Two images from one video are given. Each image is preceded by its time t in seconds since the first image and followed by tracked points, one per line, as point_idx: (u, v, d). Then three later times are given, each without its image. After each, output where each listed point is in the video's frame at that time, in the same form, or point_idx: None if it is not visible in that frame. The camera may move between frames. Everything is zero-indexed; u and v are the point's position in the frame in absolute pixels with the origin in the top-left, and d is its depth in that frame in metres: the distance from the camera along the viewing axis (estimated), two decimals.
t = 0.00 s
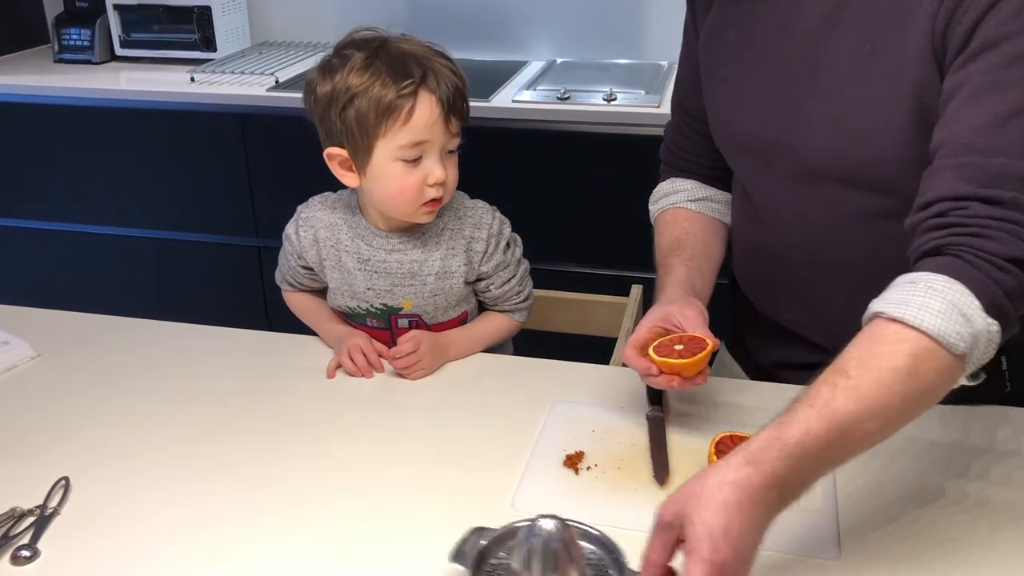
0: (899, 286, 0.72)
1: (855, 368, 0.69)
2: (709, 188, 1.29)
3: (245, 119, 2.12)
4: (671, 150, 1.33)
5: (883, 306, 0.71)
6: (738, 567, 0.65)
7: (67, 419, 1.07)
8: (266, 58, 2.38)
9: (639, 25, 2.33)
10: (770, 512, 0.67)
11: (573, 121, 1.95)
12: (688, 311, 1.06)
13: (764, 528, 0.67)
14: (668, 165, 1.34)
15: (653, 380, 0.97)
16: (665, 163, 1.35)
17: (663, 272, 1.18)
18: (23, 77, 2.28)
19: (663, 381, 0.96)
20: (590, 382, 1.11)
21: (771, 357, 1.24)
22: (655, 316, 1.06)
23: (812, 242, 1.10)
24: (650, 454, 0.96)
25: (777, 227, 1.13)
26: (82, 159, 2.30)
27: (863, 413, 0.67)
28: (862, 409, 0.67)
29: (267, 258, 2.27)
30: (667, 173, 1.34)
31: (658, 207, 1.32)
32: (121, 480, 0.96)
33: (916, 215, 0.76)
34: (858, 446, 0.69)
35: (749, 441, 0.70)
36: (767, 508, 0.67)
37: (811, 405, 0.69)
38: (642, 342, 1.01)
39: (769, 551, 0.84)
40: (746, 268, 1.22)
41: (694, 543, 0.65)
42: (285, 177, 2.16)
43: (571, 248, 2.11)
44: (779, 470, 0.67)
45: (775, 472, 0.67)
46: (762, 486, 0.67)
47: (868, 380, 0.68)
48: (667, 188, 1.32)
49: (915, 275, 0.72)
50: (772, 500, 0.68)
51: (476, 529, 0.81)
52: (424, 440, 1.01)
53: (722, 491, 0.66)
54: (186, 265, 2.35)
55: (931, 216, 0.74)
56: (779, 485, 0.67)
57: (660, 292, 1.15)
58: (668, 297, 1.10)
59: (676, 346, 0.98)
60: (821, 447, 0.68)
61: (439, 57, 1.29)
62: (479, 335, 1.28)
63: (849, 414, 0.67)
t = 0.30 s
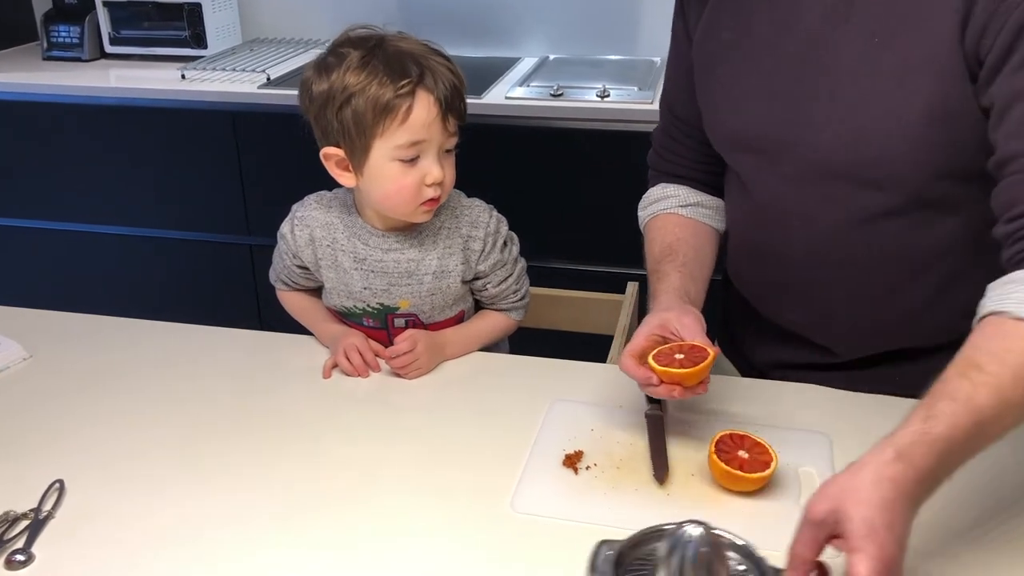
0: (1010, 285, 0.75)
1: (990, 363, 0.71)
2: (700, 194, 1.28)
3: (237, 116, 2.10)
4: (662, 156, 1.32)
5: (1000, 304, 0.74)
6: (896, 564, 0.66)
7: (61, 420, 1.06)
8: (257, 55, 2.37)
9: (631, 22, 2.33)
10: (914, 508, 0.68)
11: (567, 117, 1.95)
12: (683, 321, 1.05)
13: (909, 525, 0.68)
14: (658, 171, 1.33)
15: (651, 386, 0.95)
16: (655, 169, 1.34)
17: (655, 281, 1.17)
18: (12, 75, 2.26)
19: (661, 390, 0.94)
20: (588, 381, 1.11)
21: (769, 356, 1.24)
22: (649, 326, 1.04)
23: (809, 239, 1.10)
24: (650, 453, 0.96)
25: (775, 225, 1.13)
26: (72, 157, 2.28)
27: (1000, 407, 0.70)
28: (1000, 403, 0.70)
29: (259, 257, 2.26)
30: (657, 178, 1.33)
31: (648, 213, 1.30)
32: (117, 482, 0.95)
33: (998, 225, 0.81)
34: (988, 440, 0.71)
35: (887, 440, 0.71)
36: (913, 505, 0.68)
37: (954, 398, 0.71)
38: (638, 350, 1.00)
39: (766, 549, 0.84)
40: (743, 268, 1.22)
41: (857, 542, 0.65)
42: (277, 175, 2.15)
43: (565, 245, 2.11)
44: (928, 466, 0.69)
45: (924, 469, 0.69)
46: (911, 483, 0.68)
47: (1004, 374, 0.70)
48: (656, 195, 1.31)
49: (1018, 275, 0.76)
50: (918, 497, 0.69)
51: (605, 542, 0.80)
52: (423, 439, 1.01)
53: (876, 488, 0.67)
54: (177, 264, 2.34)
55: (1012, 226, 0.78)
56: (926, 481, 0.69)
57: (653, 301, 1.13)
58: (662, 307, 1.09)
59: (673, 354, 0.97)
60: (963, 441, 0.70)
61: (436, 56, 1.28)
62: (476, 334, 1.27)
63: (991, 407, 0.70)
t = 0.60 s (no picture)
0: (1016, 273, 0.82)
1: (999, 347, 0.77)
2: (687, 198, 1.28)
3: (225, 113, 2.09)
4: (649, 162, 1.32)
5: (1008, 289, 0.81)
6: (896, 542, 0.72)
7: (49, 420, 1.05)
8: (246, 51, 2.36)
9: (620, 17, 2.33)
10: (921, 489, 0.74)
11: (556, 113, 1.95)
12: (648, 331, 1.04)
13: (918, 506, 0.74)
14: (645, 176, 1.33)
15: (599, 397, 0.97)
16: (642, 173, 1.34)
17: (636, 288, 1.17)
18: None
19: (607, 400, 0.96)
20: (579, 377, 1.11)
21: (760, 351, 1.24)
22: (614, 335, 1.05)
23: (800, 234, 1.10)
24: (642, 449, 0.96)
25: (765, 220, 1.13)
26: (59, 155, 2.26)
27: (1007, 389, 0.76)
28: (1008, 385, 0.76)
29: (248, 254, 2.25)
30: (646, 183, 1.33)
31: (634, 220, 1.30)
32: (107, 481, 0.95)
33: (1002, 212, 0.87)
34: (996, 421, 0.77)
35: (904, 422, 0.76)
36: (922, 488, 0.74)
37: (963, 382, 0.76)
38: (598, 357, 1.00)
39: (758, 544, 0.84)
40: (732, 264, 1.22)
41: (857, 519, 0.71)
42: (266, 172, 2.14)
43: (555, 241, 2.11)
44: (937, 448, 0.74)
45: (934, 450, 0.74)
46: (919, 465, 0.73)
47: (1011, 357, 0.76)
48: (642, 200, 1.30)
49: None
50: (926, 480, 0.74)
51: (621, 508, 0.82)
52: (414, 437, 1.00)
53: (885, 469, 0.72)
54: (166, 262, 2.33)
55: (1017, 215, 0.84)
56: (935, 462, 0.75)
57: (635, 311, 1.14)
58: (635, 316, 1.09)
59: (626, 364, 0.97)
60: (972, 422, 0.76)
61: (423, 52, 1.28)
62: (466, 330, 1.27)
63: (997, 389, 0.76)
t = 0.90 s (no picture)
0: (1005, 268, 0.82)
1: (988, 341, 0.78)
2: (677, 189, 1.27)
3: (216, 109, 2.08)
4: (639, 151, 1.32)
5: (996, 284, 0.81)
6: (878, 526, 0.73)
7: (38, 418, 1.04)
8: (238, 47, 2.34)
9: (613, 13, 2.32)
10: (904, 478, 0.75)
11: (549, 109, 1.94)
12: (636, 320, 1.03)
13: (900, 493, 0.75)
14: (635, 165, 1.33)
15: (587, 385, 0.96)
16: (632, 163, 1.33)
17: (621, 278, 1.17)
18: None
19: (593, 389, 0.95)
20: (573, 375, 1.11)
21: (753, 348, 1.24)
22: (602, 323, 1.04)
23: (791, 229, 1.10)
24: (637, 446, 0.95)
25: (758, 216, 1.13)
26: (49, 151, 2.25)
27: (992, 382, 0.76)
28: (994, 379, 0.76)
29: (240, 251, 2.24)
30: (635, 172, 1.32)
31: (623, 209, 1.29)
32: (99, 480, 0.94)
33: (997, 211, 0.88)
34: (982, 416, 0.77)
35: (890, 410, 0.78)
36: (907, 476, 0.75)
37: (949, 374, 0.77)
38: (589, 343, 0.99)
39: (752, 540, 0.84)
40: (724, 262, 1.22)
41: (845, 499, 0.72)
42: (258, 168, 2.13)
43: (549, 238, 2.10)
44: (921, 438, 0.76)
45: (918, 439, 0.75)
46: (904, 453, 0.75)
47: (1000, 352, 0.77)
48: (632, 189, 1.30)
49: (1018, 255, 0.82)
50: (911, 468, 0.75)
51: (607, 500, 0.82)
52: (406, 434, 1.00)
53: (871, 454, 0.74)
54: (158, 259, 2.31)
55: (1012, 212, 0.85)
56: (920, 452, 0.75)
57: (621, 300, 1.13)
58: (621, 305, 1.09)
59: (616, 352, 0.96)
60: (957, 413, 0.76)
61: (413, 49, 1.27)
62: (459, 327, 1.27)
63: (983, 382, 0.76)
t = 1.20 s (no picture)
0: (1000, 290, 0.85)
1: (981, 366, 0.81)
2: (660, 185, 1.25)
3: (211, 107, 2.07)
4: (622, 145, 1.29)
5: (993, 306, 0.84)
6: (857, 514, 0.75)
7: (32, 417, 1.04)
8: (232, 44, 2.34)
9: (609, 11, 2.32)
10: (902, 493, 0.77)
11: (545, 107, 1.94)
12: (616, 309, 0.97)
13: (891, 496, 0.77)
14: (616, 159, 1.30)
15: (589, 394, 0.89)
16: (613, 156, 1.31)
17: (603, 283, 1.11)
18: None
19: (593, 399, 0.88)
20: (569, 373, 1.10)
21: (749, 344, 1.24)
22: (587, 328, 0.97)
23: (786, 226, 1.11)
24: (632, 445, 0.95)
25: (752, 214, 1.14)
26: (43, 149, 2.24)
27: (984, 407, 0.80)
28: (985, 403, 0.80)
29: (235, 249, 2.23)
30: (615, 163, 1.30)
31: (602, 203, 1.25)
32: (93, 478, 0.94)
33: (998, 223, 0.91)
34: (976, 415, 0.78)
35: (887, 434, 0.82)
36: (898, 481, 0.77)
37: (940, 401, 0.81)
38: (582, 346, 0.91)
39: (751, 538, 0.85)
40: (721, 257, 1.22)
41: (821, 473, 0.75)
42: (253, 166, 2.12)
43: (544, 236, 2.10)
44: (918, 456, 0.79)
45: (915, 457, 0.78)
46: (897, 462, 0.78)
47: (992, 380, 0.80)
48: (613, 183, 1.26)
49: (1015, 276, 0.86)
50: (905, 478, 0.78)
51: (604, 499, 0.81)
52: (402, 432, 1.00)
53: (862, 454, 0.78)
54: (152, 257, 2.31)
55: (1013, 226, 0.88)
56: (918, 468, 0.78)
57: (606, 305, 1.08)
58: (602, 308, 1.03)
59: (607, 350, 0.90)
60: (952, 438, 0.80)
61: (402, 45, 1.26)
62: (454, 325, 1.26)
63: (974, 410, 0.80)
